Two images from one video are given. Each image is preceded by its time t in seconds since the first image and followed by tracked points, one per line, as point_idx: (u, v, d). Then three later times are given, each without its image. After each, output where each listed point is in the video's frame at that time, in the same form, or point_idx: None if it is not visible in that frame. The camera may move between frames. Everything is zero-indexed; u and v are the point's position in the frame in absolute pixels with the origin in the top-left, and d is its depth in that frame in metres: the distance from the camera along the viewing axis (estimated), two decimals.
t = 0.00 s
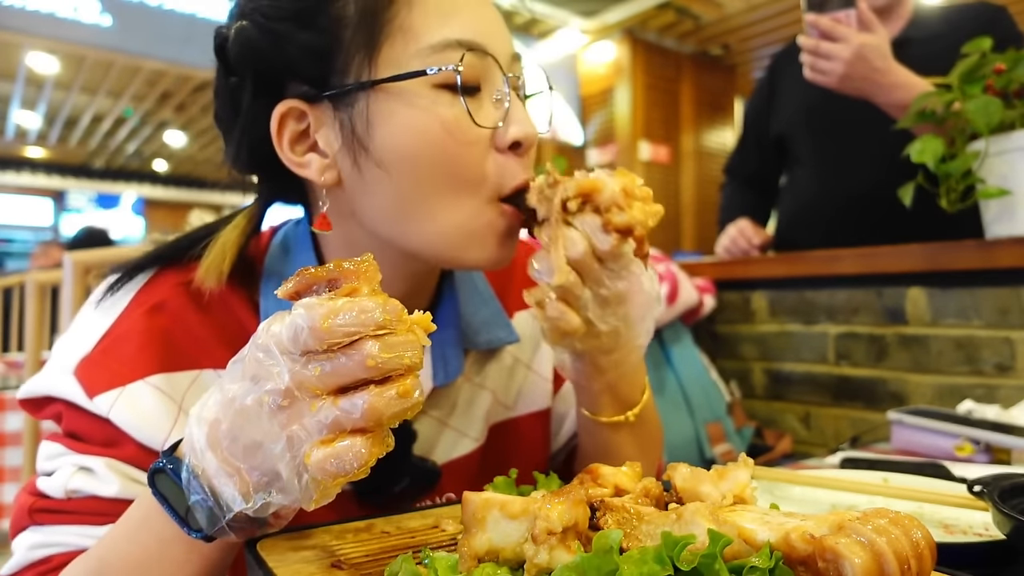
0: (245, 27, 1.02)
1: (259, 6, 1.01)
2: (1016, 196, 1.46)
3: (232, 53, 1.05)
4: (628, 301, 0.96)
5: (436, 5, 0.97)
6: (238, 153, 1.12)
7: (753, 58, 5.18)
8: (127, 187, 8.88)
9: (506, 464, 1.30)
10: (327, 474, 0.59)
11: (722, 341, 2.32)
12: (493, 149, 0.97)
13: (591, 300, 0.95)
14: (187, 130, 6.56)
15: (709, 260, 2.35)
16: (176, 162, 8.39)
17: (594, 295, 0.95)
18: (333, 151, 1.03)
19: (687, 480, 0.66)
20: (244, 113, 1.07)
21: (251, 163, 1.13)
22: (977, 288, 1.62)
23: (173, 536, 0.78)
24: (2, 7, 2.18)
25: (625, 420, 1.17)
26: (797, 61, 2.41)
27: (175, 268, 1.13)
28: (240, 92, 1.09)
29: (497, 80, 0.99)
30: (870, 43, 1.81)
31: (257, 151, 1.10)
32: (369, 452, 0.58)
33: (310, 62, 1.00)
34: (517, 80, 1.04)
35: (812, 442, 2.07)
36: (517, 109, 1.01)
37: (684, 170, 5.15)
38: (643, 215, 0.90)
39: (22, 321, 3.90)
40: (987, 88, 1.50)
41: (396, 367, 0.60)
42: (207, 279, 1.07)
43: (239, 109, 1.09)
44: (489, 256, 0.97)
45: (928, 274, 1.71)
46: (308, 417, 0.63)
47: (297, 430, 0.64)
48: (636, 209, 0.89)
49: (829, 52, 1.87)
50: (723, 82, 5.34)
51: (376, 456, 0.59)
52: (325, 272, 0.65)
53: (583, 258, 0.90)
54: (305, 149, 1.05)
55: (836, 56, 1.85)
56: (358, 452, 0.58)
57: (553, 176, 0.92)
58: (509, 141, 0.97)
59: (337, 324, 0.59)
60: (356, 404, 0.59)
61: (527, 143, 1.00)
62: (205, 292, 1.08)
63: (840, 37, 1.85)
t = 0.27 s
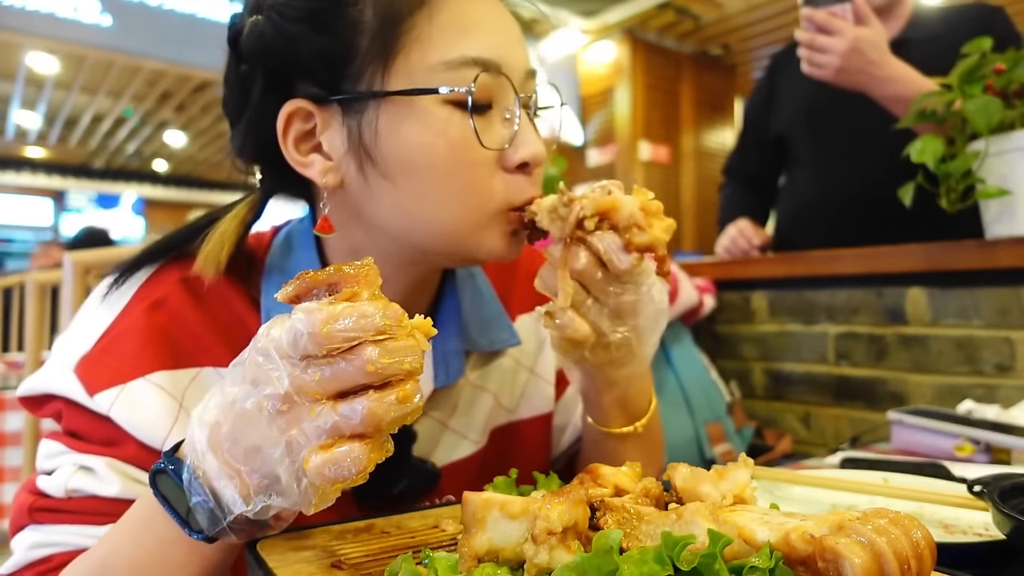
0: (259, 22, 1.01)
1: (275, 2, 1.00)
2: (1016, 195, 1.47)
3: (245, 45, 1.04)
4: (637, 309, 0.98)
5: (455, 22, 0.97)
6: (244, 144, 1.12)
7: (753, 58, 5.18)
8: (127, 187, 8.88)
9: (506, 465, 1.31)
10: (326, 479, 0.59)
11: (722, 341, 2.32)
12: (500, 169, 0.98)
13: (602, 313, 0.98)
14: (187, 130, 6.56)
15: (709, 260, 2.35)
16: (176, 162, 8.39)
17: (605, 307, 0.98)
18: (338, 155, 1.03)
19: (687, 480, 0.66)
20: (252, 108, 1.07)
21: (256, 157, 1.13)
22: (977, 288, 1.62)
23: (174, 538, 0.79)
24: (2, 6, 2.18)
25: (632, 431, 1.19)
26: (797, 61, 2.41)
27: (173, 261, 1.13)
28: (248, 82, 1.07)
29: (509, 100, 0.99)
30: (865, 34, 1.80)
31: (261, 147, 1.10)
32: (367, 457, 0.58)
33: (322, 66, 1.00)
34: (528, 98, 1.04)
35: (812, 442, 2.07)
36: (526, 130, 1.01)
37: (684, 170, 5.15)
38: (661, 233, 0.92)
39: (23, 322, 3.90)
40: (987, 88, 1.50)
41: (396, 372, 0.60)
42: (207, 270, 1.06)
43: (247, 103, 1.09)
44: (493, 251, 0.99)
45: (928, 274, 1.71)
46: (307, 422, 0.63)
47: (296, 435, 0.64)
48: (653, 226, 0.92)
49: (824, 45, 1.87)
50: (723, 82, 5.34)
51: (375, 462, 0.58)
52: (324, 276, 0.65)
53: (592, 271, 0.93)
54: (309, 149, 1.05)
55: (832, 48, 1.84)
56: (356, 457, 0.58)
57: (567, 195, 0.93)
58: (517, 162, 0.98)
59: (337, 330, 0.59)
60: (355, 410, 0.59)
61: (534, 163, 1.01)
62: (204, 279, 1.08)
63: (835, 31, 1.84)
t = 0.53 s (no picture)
0: (269, 25, 1.00)
1: (286, 6, 0.99)
2: (1016, 195, 1.47)
3: (253, 48, 1.03)
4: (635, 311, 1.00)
5: (465, 26, 0.97)
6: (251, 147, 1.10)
7: (753, 58, 5.18)
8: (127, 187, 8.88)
9: (507, 465, 1.30)
10: (328, 479, 0.59)
11: (722, 341, 2.32)
12: (509, 173, 0.98)
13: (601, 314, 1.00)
14: (187, 130, 6.56)
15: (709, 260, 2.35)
16: (176, 162, 8.40)
17: (604, 307, 1.00)
18: (348, 160, 1.02)
19: (687, 480, 0.66)
20: (258, 112, 1.06)
21: (263, 161, 1.12)
22: (977, 288, 1.62)
23: (175, 538, 0.79)
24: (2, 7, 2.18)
25: (631, 435, 1.19)
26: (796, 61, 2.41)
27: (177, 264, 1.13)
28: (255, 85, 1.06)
29: (520, 105, 1.00)
30: (863, 30, 1.80)
31: (269, 151, 1.09)
32: (370, 457, 0.58)
33: (332, 71, 1.00)
34: (538, 103, 1.04)
35: (812, 442, 2.07)
36: (536, 135, 1.01)
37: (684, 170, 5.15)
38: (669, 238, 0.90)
39: (23, 322, 3.90)
40: (987, 87, 1.50)
41: (397, 372, 0.60)
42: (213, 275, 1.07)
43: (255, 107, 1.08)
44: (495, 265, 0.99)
45: (928, 274, 1.71)
46: (310, 422, 0.63)
47: (299, 435, 0.64)
48: (661, 230, 0.89)
49: (822, 41, 1.86)
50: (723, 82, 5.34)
51: (378, 462, 0.58)
52: (325, 276, 0.65)
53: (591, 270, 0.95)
54: (318, 153, 1.05)
55: (829, 44, 1.84)
56: (359, 457, 0.58)
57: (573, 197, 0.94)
58: (526, 167, 0.99)
59: (338, 331, 0.59)
60: (358, 409, 0.59)
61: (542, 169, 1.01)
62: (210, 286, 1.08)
63: (832, 26, 1.85)
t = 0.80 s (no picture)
0: (274, 29, 0.99)
1: (290, 9, 0.98)
2: (1016, 195, 1.47)
3: (258, 54, 1.02)
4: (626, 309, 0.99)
5: (468, 18, 0.98)
6: (261, 154, 1.09)
7: (753, 58, 5.18)
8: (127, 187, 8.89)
9: (507, 466, 1.30)
10: (332, 477, 0.59)
11: (722, 341, 2.32)
12: (517, 162, 1.01)
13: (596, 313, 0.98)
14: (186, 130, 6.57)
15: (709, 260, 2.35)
16: (176, 162, 8.40)
17: (598, 308, 0.98)
18: (359, 160, 1.02)
19: (687, 480, 0.66)
20: (267, 117, 1.05)
21: (271, 167, 1.11)
22: (977, 288, 1.62)
23: (176, 539, 0.79)
24: (2, 7, 2.18)
25: (631, 436, 1.20)
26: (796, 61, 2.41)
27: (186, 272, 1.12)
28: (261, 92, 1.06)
29: (526, 96, 1.02)
30: (861, 29, 1.81)
31: (279, 162, 1.09)
32: (373, 455, 0.58)
33: (340, 71, 0.99)
34: (544, 95, 1.07)
35: (812, 442, 2.07)
36: (544, 124, 1.04)
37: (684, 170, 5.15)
38: (655, 240, 0.91)
39: (22, 322, 3.90)
40: (987, 88, 1.50)
41: (401, 371, 0.60)
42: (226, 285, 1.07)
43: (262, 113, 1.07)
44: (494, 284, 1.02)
45: (928, 274, 1.71)
46: (313, 422, 0.63)
47: (302, 435, 0.64)
48: (648, 232, 0.91)
49: (821, 41, 1.86)
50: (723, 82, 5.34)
51: (381, 460, 0.58)
52: (328, 277, 0.65)
53: (584, 270, 0.93)
54: (329, 155, 1.04)
55: (828, 44, 1.84)
56: (362, 455, 0.58)
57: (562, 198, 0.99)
58: (534, 156, 1.01)
59: (342, 330, 0.60)
60: (361, 408, 0.59)
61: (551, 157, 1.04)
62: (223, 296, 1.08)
63: (831, 26, 1.85)
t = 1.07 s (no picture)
0: (267, 24, 0.99)
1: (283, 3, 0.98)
2: (1016, 196, 1.47)
3: (253, 51, 1.02)
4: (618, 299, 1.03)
5: (461, 9, 0.98)
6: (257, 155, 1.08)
7: (753, 58, 5.18)
8: (127, 188, 8.89)
9: (507, 466, 1.30)
10: (330, 477, 0.59)
11: (722, 341, 2.33)
12: (512, 151, 1.00)
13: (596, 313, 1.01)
14: (187, 130, 6.56)
15: (709, 260, 2.35)
16: (177, 163, 8.39)
17: (597, 308, 1.01)
18: (354, 151, 1.02)
19: (687, 480, 0.66)
20: (262, 114, 1.04)
21: (270, 167, 1.10)
22: (977, 288, 1.62)
23: (175, 539, 0.79)
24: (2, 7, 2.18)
25: (637, 434, 1.20)
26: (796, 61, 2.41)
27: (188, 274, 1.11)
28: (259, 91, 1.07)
29: (520, 84, 1.02)
30: (865, 32, 1.81)
31: (279, 159, 1.08)
32: (371, 454, 0.58)
33: (335, 62, 0.99)
34: (535, 85, 1.07)
35: (812, 442, 2.07)
36: (537, 113, 1.04)
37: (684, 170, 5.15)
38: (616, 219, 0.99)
39: (22, 322, 3.90)
40: (987, 88, 1.50)
41: (398, 370, 0.60)
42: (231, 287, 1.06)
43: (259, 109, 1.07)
44: (488, 275, 1.02)
45: (928, 274, 1.71)
46: (311, 421, 0.63)
47: (301, 434, 0.64)
48: (608, 211, 0.99)
49: (824, 42, 1.87)
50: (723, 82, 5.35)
51: (379, 459, 0.59)
52: (325, 276, 0.65)
53: (577, 275, 0.96)
54: (325, 147, 1.04)
55: (832, 45, 1.85)
56: (360, 454, 0.58)
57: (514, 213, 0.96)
58: (529, 144, 1.01)
59: (339, 329, 0.60)
60: (359, 408, 0.59)
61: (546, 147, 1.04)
62: (227, 294, 1.08)
63: (834, 26, 1.85)
